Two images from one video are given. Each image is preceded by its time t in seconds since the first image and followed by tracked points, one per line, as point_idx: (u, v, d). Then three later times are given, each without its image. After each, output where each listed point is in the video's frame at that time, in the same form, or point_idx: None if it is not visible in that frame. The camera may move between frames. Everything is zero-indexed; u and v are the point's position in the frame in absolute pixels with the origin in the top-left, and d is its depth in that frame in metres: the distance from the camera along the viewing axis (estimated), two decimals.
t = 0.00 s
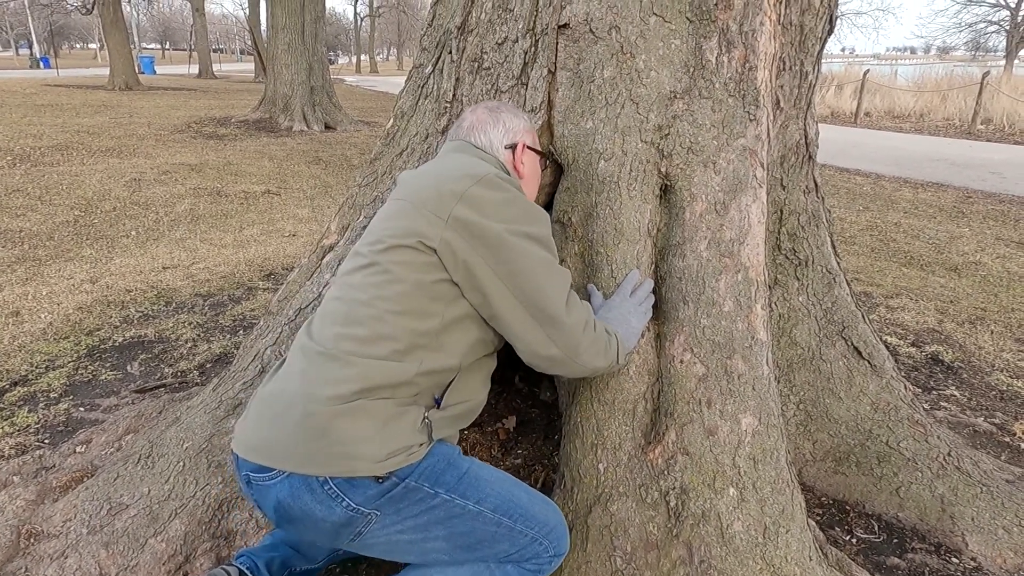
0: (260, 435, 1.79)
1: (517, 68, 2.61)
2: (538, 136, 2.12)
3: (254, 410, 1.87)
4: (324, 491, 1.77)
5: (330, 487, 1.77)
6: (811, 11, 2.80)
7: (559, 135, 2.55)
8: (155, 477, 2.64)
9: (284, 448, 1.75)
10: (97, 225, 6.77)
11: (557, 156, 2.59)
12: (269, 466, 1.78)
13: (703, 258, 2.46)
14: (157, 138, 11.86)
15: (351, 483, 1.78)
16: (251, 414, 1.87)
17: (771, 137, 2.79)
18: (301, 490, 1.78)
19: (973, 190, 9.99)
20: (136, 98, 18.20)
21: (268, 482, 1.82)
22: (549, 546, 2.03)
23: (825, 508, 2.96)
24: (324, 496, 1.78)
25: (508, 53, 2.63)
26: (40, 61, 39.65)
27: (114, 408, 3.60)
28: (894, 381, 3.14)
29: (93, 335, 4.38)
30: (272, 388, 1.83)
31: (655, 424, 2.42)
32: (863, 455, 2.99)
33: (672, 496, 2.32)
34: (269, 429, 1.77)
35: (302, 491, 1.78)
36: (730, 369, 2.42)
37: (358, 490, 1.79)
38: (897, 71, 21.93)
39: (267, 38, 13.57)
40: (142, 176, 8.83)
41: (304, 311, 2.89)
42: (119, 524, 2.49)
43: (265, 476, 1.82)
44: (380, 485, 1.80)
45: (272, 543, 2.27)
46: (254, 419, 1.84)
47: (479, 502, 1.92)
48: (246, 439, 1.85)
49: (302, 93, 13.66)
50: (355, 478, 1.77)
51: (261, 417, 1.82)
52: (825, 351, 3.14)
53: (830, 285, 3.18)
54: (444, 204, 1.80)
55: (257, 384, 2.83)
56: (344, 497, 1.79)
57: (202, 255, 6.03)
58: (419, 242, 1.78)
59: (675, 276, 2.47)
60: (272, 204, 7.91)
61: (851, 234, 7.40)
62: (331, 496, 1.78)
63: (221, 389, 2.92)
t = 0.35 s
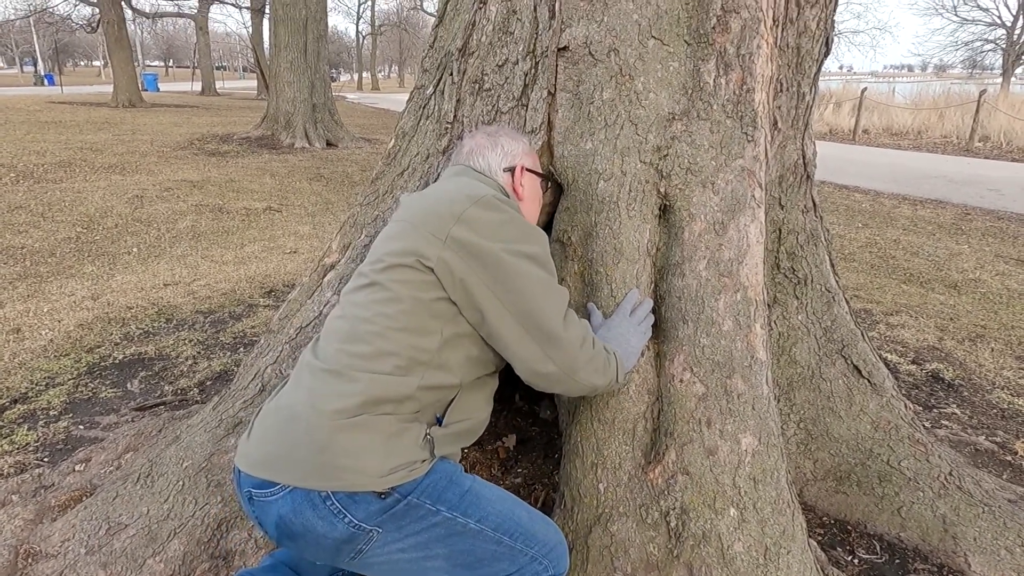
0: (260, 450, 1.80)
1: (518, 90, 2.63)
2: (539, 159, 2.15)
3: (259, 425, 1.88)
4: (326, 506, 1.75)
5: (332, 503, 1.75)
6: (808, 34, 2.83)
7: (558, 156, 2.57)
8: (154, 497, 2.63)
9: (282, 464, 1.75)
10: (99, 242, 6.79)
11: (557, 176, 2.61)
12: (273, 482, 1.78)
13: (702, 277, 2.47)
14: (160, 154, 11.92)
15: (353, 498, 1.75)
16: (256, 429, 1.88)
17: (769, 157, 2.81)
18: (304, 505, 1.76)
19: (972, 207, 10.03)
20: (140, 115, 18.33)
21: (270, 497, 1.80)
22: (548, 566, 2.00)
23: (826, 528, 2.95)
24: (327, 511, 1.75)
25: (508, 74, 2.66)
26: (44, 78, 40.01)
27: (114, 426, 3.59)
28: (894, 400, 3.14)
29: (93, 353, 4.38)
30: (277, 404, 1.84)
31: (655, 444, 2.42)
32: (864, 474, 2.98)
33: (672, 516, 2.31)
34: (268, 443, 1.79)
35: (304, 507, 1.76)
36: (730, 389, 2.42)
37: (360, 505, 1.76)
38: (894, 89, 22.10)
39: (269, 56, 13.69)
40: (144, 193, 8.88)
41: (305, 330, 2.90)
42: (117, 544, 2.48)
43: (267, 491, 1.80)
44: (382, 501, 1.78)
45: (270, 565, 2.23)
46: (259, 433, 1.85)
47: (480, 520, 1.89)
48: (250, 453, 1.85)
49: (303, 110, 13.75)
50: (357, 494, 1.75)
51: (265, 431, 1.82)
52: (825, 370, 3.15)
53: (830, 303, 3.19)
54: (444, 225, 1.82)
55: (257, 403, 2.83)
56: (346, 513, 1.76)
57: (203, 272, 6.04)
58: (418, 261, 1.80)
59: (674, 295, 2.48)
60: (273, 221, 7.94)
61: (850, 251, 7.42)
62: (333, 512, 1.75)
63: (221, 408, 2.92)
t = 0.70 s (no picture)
0: (262, 448, 1.85)
1: (522, 109, 2.67)
2: (549, 178, 2.17)
3: (267, 430, 1.92)
4: (325, 507, 1.76)
5: (331, 503, 1.76)
6: (810, 54, 2.86)
7: (562, 174, 2.58)
8: (159, 512, 2.64)
9: (281, 463, 1.79)
10: (107, 256, 6.85)
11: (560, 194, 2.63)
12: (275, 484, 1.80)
13: (705, 295, 2.48)
14: (168, 169, 12.03)
15: (352, 499, 1.76)
16: (263, 434, 1.92)
17: (772, 177, 2.84)
18: (303, 506, 1.77)
19: (977, 223, 10.02)
20: (149, 130, 18.50)
21: (271, 498, 1.82)
22: None
23: (832, 547, 2.92)
24: (325, 512, 1.76)
25: (513, 94, 2.69)
26: (56, 94, 40.51)
27: (119, 440, 3.61)
28: (899, 418, 3.13)
29: (100, 367, 4.41)
30: (285, 410, 1.89)
31: (658, 462, 2.41)
32: (870, 493, 2.96)
33: (676, 535, 2.31)
34: (270, 443, 1.83)
35: (303, 507, 1.78)
36: (733, 407, 2.43)
37: (358, 507, 1.77)
38: (899, 105, 22.16)
39: (278, 73, 13.83)
40: (152, 208, 8.95)
41: (310, 346, 2.92)
42: (122, 559, 2.49)
43: (269, 493, 1.83)
44: (380, 503, 1.78)
45: None
46: (265, 437, 1.89)
47: (478, 526, 1.88)
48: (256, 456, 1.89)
49: (311, 125, 13.87)
50: (357, 494, 1.76)
51: (271, 435, 1.86)
52: (829, 388, 3.15)
53: (833, 321, 3.19)
54: (448, 241, 1.86)
55: (261, 419, 2.84)
56: (344, 515, 1.77)
57: (210, 287, 6.08)
58: (421, 276, 1.83)
59: (677, 313, 2.49)
60: (280, 236, 7.99)
61: (855, 267, 7.41)
62: (331, 512, 1.76)
63: (226, 423, 2.94)
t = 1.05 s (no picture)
0: (262, 448, 1.88)
1: (530, 121, 2.69)
2: (550, 187, 2.20)
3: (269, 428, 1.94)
4: (317, 503, 1.77)
5: (323, 500, 1.77)
6: (817, 66, 2.87)
7: (569, 185, 2.60)
8: (167, 519, 2.66)
9: (279, 462, 1.82)
10: (119, 264, 6.91)
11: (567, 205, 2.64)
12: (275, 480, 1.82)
13: (712, 306, 2.48)
14: (180, 178, 12.13)
15: (343, 497, 1.77)
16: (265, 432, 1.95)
17: (779, 188, 2.84)
18: (296, 502, 1.79)
19: (989, 233, 9.96)
20: (162, 138, 18.68)
21: (265, 495, 1.84)
22: None
23: (840, 560, 2.90)
24: (317, 509, 1.77)
25: (521, 106, 2.72)
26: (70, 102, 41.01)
27: (129, 447, 3.64)
28: (908, 430, 3.11)
29: (111, 374, 4.45)
30: (287, 410, 1.91)
31: (664, 473, 2.41)
32: (878, 505, 2.94)
33: (682, 547, 2.30)
34: (271, 440, 1.86)
35: (296, 503, 1.79)
36: (740, 419, 2.42)
37: (350, 504, 1.78)
38: (910, 114, 22.09)
39: (288, 82, 13.95)
40: (164, 216, 9.03)
41: (318, 354, 2.94)
42: (130, 566, 2.51)
43: (263, 490, 1.85)
44: (372, 500, 1.79)
45: None
46: (267, 435, 1.91)
47: (470, 525, 1.88)
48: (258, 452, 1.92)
49: (321, 134, 13.97)
50: (349, 491, 1.77)
51: (273, 433, 1.89)
52: (838, 400, 3.13)
53: (841, 332, 3.19)
54: (449, 249, 1.88)
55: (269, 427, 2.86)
56: (336, 512, 1.78)
57: (219, 294, 6.12)
58: (422, 282, 1.85)
59: (684, 324, 2.50)
60: (289, 244, 8.04)
61: (865, 277, 7.38)
62: (323, 509, 1.77)
63: (235, 431, 2.96)
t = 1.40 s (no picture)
0: (274, 457, 1.89)
1: (537, 134, 2.70)
2: (561, 204, 2.21)
3: (281, 436, 1.96)
4: (330, 514, 1.78)
5: (336, 510, 1.78)
6: (823, 79, 2.88)
7: (577, 197, 2.61)
8: (175, 529, 2.67)
9: (291, 471, 1.83)
10: (128, 273, 6.96)
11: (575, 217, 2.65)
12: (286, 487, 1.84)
13: (719, 319, 2.49)
14: (189, 188, 12.22)
15: (356, 507, 1.78)
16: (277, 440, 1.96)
17: (786, 201, 2.84)
18: (309, 512, 1.79)
19: (998, 244, 9.91)
20: (172, 149, 18.84)
21: (277, 505, 1.84)
22: None
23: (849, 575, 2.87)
24: (329, 519, 1.78)
25: (529, 119, 2.73)
26: (82, 113, 41.61)
27: (137, 457, 3.66)
28: (917, 444, 3.09)
29: (120, 383, 4.47)
30: (298, 419, 1.92)
31: (671, 487, 2.41)
32: (887, 520, 2.92)
33: (689, 561, 2.29)
34: (283, 449, 1.87)
35: (308, 513, 1.80)
36: (747, 432, 2.42)
37: (362, 515, 1.78)
38: (918, 125, 22.05)
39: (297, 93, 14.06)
40: (173, 225, 9.10)
41: (326, 365, 2.95)
42: None
43: (276, 500, 1.85)
44: (384, 511, 1.80)
45: None
46: (279, 443, 1.92)
47: (480, 537, 1.88)
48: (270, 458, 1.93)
49: (329, 144, 14.06)
50: (361, 502, 1.78)
51: (285, 441, 1.90)
52: (846, 413, 3.12)
53: (849, 345, 3.18)
54: (459, 263, 1.89)
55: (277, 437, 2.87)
56: (348, 522, 1.78)
57: (228, 304, 6.16)
58: (432, 295, 1.86)
59: (691, 337, 2.50)
60: (297, 254, 8.09)
61: (873, 289, 7.35)
62: (335, 519, 1.78)
63: (243, 441, 2.97)
